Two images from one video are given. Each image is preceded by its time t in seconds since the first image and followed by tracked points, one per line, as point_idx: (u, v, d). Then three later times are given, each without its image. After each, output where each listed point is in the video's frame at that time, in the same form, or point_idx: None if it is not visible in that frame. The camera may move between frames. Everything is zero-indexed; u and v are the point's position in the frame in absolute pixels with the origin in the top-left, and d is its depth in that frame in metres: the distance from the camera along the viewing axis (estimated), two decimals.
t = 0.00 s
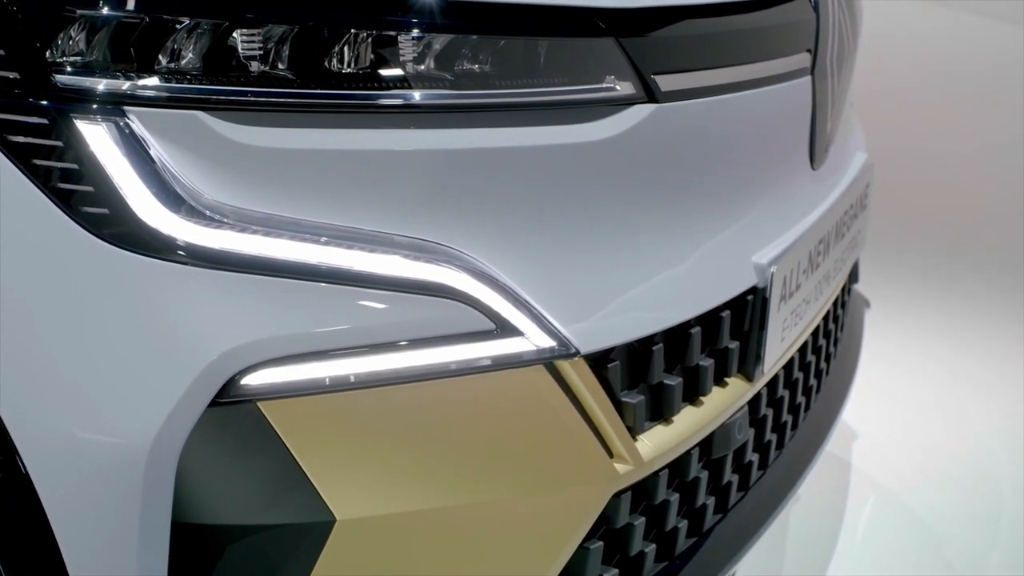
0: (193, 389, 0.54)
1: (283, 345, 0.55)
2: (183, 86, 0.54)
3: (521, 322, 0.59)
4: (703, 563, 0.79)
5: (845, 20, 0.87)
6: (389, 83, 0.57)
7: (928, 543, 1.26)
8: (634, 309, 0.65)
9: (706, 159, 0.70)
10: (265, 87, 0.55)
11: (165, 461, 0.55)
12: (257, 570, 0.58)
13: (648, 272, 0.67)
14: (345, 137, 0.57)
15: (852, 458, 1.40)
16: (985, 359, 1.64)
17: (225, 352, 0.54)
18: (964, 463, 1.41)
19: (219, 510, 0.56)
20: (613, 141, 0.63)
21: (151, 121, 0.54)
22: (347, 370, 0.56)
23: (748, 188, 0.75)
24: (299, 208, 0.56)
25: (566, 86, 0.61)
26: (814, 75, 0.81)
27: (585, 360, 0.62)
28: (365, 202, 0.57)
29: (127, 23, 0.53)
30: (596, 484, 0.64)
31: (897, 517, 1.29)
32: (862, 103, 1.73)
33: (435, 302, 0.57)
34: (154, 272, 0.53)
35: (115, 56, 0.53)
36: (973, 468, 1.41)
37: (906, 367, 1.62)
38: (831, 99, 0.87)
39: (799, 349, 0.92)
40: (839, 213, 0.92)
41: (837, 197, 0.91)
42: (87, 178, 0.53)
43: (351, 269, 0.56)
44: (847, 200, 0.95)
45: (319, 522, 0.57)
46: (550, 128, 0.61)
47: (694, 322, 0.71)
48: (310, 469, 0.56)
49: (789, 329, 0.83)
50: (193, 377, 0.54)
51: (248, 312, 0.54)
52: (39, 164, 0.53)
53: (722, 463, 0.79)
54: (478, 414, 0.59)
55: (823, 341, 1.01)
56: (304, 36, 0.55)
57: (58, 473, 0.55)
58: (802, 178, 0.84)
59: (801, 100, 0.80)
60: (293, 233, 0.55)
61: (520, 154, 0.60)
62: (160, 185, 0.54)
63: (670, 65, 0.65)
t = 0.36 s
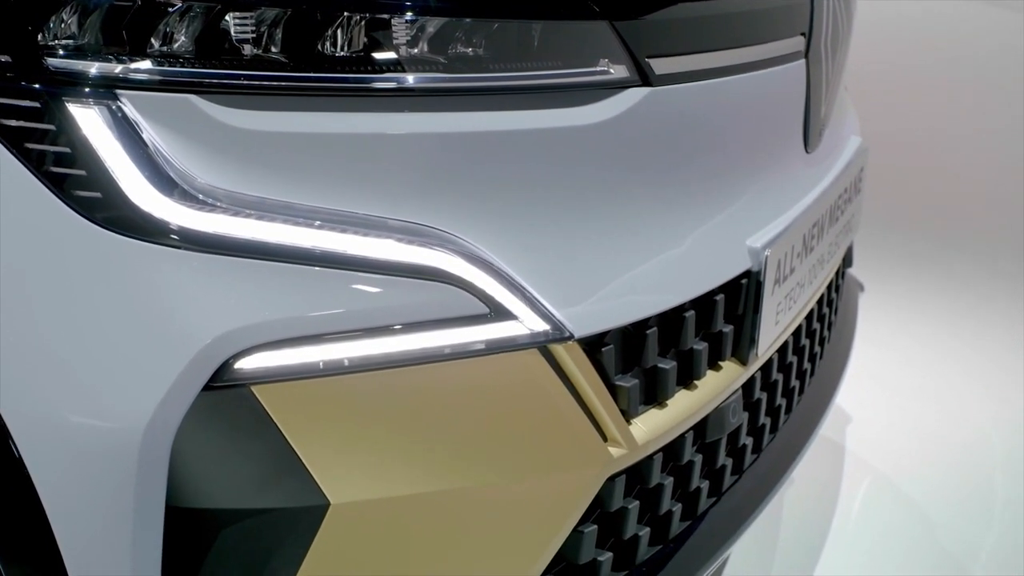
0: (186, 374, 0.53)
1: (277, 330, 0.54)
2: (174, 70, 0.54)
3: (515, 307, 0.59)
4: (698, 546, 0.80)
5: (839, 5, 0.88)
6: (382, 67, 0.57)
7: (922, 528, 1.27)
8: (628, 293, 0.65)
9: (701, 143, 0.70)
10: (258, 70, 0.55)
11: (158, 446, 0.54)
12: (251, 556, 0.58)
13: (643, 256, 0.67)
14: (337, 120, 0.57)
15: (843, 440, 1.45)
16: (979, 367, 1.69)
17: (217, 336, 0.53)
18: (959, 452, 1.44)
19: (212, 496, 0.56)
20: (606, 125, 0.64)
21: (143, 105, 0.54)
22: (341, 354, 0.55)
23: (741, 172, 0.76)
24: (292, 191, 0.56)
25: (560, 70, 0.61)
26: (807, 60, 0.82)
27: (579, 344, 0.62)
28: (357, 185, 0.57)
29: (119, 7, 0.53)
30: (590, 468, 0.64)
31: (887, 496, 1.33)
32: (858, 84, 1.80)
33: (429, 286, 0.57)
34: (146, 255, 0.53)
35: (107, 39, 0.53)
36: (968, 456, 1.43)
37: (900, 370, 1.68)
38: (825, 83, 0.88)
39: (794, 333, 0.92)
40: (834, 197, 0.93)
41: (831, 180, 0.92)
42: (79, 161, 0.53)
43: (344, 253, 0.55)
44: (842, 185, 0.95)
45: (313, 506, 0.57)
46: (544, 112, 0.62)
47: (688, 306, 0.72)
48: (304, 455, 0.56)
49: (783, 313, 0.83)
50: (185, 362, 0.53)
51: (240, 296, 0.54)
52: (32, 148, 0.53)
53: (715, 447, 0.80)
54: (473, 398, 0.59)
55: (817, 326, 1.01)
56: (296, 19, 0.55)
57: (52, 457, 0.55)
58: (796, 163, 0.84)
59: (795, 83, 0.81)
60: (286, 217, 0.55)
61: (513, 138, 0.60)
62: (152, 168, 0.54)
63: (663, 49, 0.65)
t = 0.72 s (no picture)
0: (179, 358, 0.53)
1: (270, 314, 0.54)
2: (167, 53, 0.54)
3: (509, 291, 0.59)
4: (692, 530, 0.80)
5: None
6: (376, 50, 0.57)
7: (916, 510, 1.28)
8: (623, 278, 0.65)
9: (695, 126, 0.71)
10: (251, 53, 0.55)
11: (152, 431, 0.54)
12: (244, 541, 0.58)
13: (637, 240, 0.67)
14: (330, 104, 0.57)
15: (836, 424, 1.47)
16: (974, 351, 1.70)
17: (210, 321, 0.53)
18: (952, 435, 1.45)
19: (206, 481, 0.56)
20: (601, 108, 0.63)
21: (136, 89, 0.54)
22: (334, 339, 0.55)
23: (734, 156, 0.76)
24: (286, 175, 0.56)
25: (555, 54, 0.61)
26: (802, 43, 0.83)
27: (572, 329, 0.62)
28: (350, 169, 0.57)
29: None
30: (583, 452, 0.65)
31: (881, 480, 1.34)
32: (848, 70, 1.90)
33: (423, 271, 0.57)
34: (138, 239, 0.53)
35: (99, 22, 0.54)
36: (961, 439, 1.44)
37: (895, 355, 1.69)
38: (820, 68, 0.88)
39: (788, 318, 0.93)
40: (828, 181, 0.93)
41: (825, 165, 0.92)
42: (71, 146, 0.53)
43: (337, 237, 0.55)
44: (836, 169, 0.95)
45: (306, 491, 0.57)
46: (538, 95, 0.62)
47: (682, 290, 0.72)
48: (297, 439, 0.56)
49: (778, 297, 0.83)
50: (178, 347, 0.53)
51: (234, 280, 0.54)
52: (25, 133, 0.53)
53: (709, 431, 0.80)
54: (466, 382, 0.59)
55: (811, 310, 1.01)
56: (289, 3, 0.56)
57: (46, 442, 0.55)
58: (790, 146, 0.85)
59: (790, 67, 0.81)
60: (279, 201, 0.55)
61: (507, 122, 0.60)
62: (145, 152, 0.54)
63: (657, 32, 0.65)
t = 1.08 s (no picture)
0: (172, 345, 0.53)
1: (264, 300, 0.54)
2: (160, 39, 0.54)
3: (503, 276, 0.59)
4: (685, 515, 0.81)
5: None
6: (370, 35, 0.58)
7: (910, 496, 1.28)
8: (616, 265, 0.65)
9: (688, 111, 0.71)
10: (243, 38, 0.55)
11: (145, 418, 0.54)
12: (238, 526, 0.58)
13: (631, 226, 0.67)
14: (323, 89, 0.56)
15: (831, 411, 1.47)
16: (969, 337, 1.70)
17: (203, 307, 0.53)
18: (947, 421, 1.46)
19: (200, 467, 0.56)
20: (593, 94, 0.64)
21: (129, 74, 0.54)
22: (328, 325, 0.55)
23: (728, 142, 0.76)
24: (279, 161, 0.56)
25: (547, 38, 0.62)
26: (795, 29, 0.83)
27: (566, 315, 0.62)
28: (343, 155, 0.57)
29: None
30: (577, 438, 0.65)
31: (875, 467, 1.34)
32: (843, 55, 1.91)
33: (416, 257, 0.57)
34: (131, 226, 0.53)
35: (91, 7, 0.54)
36: (955, 424, 1.45)
37: (891, 342, 1.69)
38: (814, 54, 0.88)
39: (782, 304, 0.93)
40: (823, 167, 0.93)
41: (820, 150, 0.92)
42: (64, 132, 0.53)
43: (330, 223, 0.55)
44: (830, 155, 0.95)
45: (300, 477, 0.57)
46: (531, 80, 0.62)
47: (676, 276, 0.72)
48: (291, 425, 0.56)
49: (772, 283, 0.83)
50: (172, 333, 0.53)
51: (227, 265, 0.54)
52: (17, 119, 0.53)
53: (703, 417, 0.81)
54: (461, 368, 0.59)
55: (806, 296, 1.02)
56: None
57: (39, 429, 0.55)
58: (784, 132, 0.85)
59: (783, 53, 0.82)
60: (273, 187, 0.55)
61: (500, 108, 0.60)
62: (138, 138, 0.54)
63: (650, 18, 0.66)
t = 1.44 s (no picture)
0: (165, 331, 0.53)
1: (256, 287, 0.54)
2: (151, 24, 0.54)
3: (495, 263, 0.59)
4: (678, 501, 0.81)
5: None
6: (362, 21, 0.57)
7: (904, 482, 1.29)
8: (609, 251, 0.65)
9: (681, 97, 0.71)
10: (235, 24, 0.55)
11: (138, 405, 0.54)
12: (232, 512, 0.58)
13: (623, 212, 0.67)
14: (315, 75, 0.56)
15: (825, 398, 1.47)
16: (964, 323, 1.71)
17: (196, 293, 0.53)
18: (940, 408, 1.46)
19: (193, 453, 0.56)
20: (586, 79, 0.64)
21: (120, 60, 0.54)
22: (321, 311, 0.55)
23: (721, 127, 0.76)
24: (271, 147, 0.56)
25: (539, 24, 0.62)
26: (788, 15, 0.83)
27: (560, 302, 0.62)
28: (335, 141, 0.57)
29: None
30: (571, 424, 0.65)
31: (868, 453, 1.34)
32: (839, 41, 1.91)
33: (409, 243, 0.57)
34: (123, 212, 0.53)
35: None
36: (949, 411, 1.45)
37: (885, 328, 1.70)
38: (807, 39, 0.88)
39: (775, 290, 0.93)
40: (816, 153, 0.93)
41: (813, 136, 0.92)
42: (55, 117, 0.53)
43: (322, 210, 0.55)
44: (824, 140, 0.95)
45: (294, 463, 0.57)
46: (523, 65, 0.62)
47: (670, 262, 0.72)
48: (284, 411, 0.56)
49: (765, 269, 0.83)
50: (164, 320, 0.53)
51: (220, 252, 0.54)
52: (8, 105, 0.53)
53: (697, 403, 0.81)
54: (454, 353, 0.59)
55: (799, 282, 1.02)
56: None
57: (31, 417, 0.55)
58: (777, 118, 0.85)
59: (776, 38, 0.82)
60: (265, 173, 0.55)
61: (493, 94, 0.60)
62: (130, 124, 0.54)
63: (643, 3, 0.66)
